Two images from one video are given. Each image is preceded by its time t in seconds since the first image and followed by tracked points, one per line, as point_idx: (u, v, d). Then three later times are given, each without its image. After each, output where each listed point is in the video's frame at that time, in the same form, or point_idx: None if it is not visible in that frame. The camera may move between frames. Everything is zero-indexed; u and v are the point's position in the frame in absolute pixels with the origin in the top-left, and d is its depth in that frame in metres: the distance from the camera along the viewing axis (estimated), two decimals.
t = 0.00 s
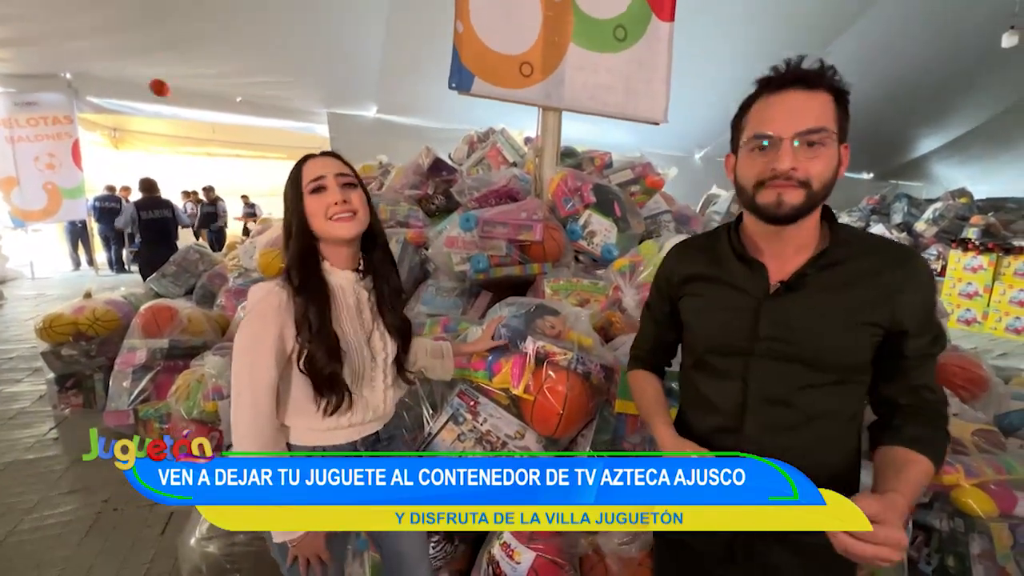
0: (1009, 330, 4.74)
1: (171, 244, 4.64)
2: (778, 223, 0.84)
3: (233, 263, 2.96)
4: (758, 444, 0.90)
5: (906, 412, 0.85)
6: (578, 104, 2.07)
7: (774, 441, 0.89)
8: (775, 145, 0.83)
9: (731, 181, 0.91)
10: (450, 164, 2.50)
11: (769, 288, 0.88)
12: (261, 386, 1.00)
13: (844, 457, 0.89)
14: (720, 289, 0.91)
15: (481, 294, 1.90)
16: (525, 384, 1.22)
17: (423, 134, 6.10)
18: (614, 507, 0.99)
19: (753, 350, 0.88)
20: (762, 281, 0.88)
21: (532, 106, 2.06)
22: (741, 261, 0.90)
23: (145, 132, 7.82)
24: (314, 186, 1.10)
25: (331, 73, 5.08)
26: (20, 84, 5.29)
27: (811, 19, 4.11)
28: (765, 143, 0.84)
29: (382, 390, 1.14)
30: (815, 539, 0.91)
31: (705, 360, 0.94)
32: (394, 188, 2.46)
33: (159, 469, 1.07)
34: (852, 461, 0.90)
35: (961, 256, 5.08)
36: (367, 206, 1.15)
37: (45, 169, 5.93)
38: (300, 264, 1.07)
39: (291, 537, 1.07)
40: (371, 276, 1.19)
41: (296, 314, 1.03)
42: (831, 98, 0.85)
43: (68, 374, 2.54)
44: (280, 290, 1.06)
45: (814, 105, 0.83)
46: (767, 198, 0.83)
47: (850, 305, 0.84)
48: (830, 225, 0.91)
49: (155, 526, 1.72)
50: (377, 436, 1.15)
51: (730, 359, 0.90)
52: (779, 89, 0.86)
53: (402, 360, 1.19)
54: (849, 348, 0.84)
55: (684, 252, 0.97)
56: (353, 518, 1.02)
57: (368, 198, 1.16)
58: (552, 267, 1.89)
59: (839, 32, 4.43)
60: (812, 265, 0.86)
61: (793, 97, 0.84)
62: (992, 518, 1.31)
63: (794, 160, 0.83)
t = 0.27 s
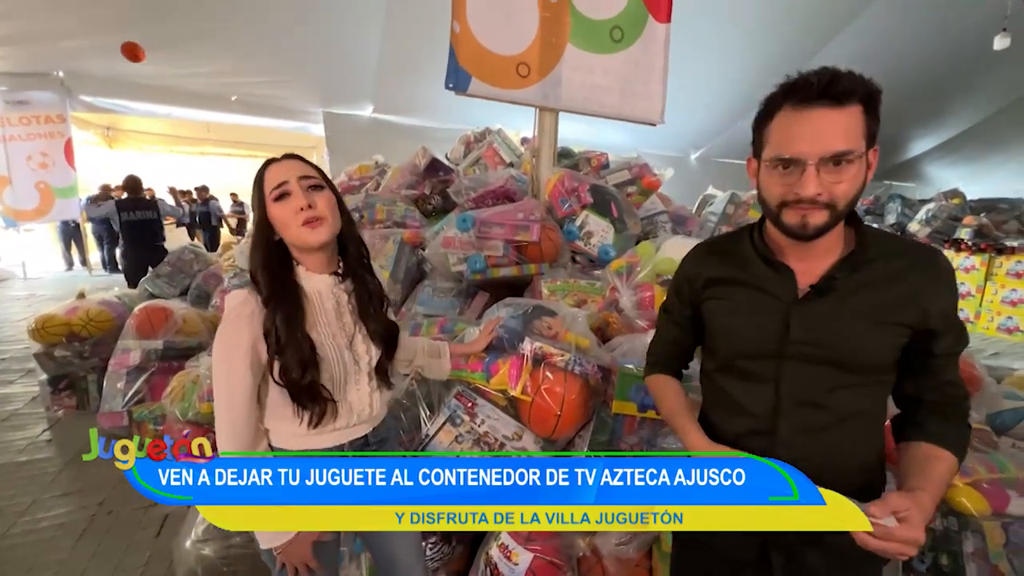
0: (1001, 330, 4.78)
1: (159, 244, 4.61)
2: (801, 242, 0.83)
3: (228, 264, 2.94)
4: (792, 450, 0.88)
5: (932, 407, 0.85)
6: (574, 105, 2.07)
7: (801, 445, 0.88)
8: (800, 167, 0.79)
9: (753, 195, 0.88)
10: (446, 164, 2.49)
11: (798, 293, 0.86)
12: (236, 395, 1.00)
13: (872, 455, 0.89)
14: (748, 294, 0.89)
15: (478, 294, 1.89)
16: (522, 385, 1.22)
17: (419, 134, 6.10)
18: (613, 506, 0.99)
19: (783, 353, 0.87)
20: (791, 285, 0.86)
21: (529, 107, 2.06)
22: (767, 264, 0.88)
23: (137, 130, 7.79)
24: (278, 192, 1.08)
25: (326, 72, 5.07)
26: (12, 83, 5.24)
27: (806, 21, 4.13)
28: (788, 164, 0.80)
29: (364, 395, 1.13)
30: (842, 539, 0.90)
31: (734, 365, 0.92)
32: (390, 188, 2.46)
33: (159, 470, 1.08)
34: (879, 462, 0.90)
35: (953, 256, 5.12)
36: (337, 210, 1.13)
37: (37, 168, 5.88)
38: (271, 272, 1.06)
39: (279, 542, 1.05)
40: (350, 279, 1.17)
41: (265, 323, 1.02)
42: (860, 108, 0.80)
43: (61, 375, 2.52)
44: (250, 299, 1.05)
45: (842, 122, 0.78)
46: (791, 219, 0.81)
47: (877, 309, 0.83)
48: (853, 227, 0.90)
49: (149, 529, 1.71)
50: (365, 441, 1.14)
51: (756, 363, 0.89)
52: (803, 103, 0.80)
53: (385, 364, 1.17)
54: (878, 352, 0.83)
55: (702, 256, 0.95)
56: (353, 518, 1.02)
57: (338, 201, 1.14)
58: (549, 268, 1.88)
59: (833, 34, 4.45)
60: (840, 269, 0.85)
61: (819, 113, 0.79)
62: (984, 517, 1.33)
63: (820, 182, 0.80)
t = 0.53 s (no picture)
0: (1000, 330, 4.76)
1: (148, 244, 4.63)
2: (821, 242, 0.83)
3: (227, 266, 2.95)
4: (818, 455, 0.86)
5: (964, 407, 0.82)
6: (573, 107, 2.07)
7: (824, 449, 0.86)
8: (819, 166, 0.80)
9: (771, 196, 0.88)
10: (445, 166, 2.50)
11: (822, 296, 0.84)
12: (223, 404, 0.97)
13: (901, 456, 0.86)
14: (771, 297, 0.87)
15: (477, 296, 1.90)
16: (522, 387, 1.23)
17: (417, 136, 6.11)
18: (613, 506, 1.04)
19: (806, 357, 0.85)
20: (813, 289, 0.84)
21: (527, 109, 2.06)
22: (790, 268, 0.86)
23: (136, 133, 7.78)
24: (260, 196, 1.06)
25: (324, 75, 5.07)
26: (9, 86, 5.22)
27: (803, 23, 4.14)
28: (807, 164, 0.81)
29: (358, 396, 1.12)
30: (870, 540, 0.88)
31: (758, 369, 0.89)
32: (389, 190, 2.46)
33: (159, 470, 1.09)
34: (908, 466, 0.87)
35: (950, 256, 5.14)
36: (322, 213, 1.12)
37: (35, 171, 5.87)
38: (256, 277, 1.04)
39: (271, 553, 1.01)
40: (338, 281, 1.15)
41: (248, 329, 0.99)
42: (881, 107, 0.80)
43: (59, 378, 2.51)
44: (232, 305, 1.03)
45: (863, 121, 0.79)
46: (811, 219, 0.81)
47: (903, 313, 0.81)
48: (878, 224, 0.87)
49: (147, 533, 1.70)
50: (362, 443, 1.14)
51: (777, 367, 0.87)
52: (819, 103, 0.81)
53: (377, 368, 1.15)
54: (903, 355, 0.81)
55: (718, 258, 0.94)
56: (353, 517, 1.04)
57: (322, 204, 1.12)
58: (548, 269, 1.89)
59: (830, 36, 4.46)
60: (864, 272, 0.83)
61: (837, 112, 0.80)
62: (984, 516, 1.33)
63: (839, 179, 0.80)
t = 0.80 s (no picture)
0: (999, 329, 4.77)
1: (147, 248, 4.63)
2: (825, 236, 0.83)
3: (226, 268, 2.95)
4: (817, 452, 0.87)
5: (969, 409, 0.82)
6: (572, 108, 2.08)
7: (825, 446, 0.87)
8: (819, 158, 0.81)
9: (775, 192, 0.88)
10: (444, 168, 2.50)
11: (823, 295, 0.85)
12: (224, 401, 0.98)
13: (908, 456, 0.86)
14: (774, 297, 0.89)
15: (477, 297, 1.90)
16: (522, 387, 1.23)
17: (416, 138, 6.11)
18: (613, 506, 1.01)
19: (806, 356, 0.86)
20: (814, 287, 0.86)
21: (526, 110, 2.06)
22: (795, 269, 0.88)
23: (135, 135, 7.78)
24: (280, 188, 1.06)
25: (324, 76, 5.07)
26: (8, 88, 5.22)
27: (801, 24, 4.15)
28: (808, 157, 0.82)
29: (359, 396, 1.14)
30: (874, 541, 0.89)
31: (760, 366, 0.91)
32: (388, 192, 2.46)
33: (159, 470, 1.08)
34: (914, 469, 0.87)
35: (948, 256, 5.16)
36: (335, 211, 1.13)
37: (34, 173, 5.86)
38: (263, 269, 1.04)
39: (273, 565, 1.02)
40: (340, 279, 1.17)
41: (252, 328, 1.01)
42: (882, 102, 0.81)
43: (58, 381, 2.51)
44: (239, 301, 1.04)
45: (863, 115, 0.79)
46: (812, 211, 0.81)
47: (908, 313, 0.81)
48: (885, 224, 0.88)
49: (147, 535, 1.69)
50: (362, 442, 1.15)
51: (778, 365, 0.89)
52: (821, 98, 0.82)
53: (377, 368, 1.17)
54: (908, 354, 0.81)
55: (728, 256, 0.96)
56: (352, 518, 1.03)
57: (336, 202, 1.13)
58: (547, 270, 1.89)
59: (828, 37, 4.47)
60: (864, 272, 0.83)
61: (839, 106, 0.80)
62: (985, 515, 1.33)
63: (838, 171, 0.80)
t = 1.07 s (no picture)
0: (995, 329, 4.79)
1: (139, 249, 4.62)
2: (803, 226, 0.87)
3: (225, 268, 2.95)
4: (790, 442, 0.91)
5: (945, 408, 0.84)
6: (570, 108, 2.09)
7: (798, 433, 0.91)
8: (799, 148, 0.85)
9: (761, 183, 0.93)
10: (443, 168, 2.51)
11: (797, 288, 0.90)
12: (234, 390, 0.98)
13: (884, 451, 0.89)
14: (754, 288, 0.94)
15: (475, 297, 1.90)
16: (521, 385, 1.23)
17: (416, 138, 6.12)
18: (614, 507, 1.03)
19: (781, 347, 0.91)
20: (790, 280, 0.91)
21: (523, 110, 2.07)
22: (776, 265, 0.93)
23: (134, 136, 7.77)
24: (312, 192, 1.13)
25: (322, 76, 5.06)
26: (6, 89, 5.21)
27: (798, 24, 4.16)
28: (790, 147, 0.87)
29: (375, 393, 1.17)
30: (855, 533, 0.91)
31: (741, 356, 0.96)
32: (387, 192, 2.46)
33: (157, 470, 0.95)
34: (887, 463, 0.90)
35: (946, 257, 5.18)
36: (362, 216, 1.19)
37: (32, 174, 5.84)
38: (292, 266, 1.11)
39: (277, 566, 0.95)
40: (362, 278, 1.23)
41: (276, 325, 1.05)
42: (859, 100, 0.86)
43: (57, 382, 2.51)
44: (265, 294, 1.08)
45: (841, 110, 0.84)
46: (790, 202, 0.86)
47: (882, 308, 0.84)
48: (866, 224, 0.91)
49: (146, 534, 1.70)
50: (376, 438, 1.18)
51: (757, 354, 0.94)
52: (805, 93, 0.88)
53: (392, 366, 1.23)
54: (881, 346, 0.84)
55: (717, 251, 1.01)
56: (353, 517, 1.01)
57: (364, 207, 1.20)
58: (546, 270, 1.90)
59: (826, 36, 4.47)
60: (838, 267, 0.87)
61: (821, 101, 0.86)
62: (981, 513, 1.34)
63: (817, 162, 0.85)
